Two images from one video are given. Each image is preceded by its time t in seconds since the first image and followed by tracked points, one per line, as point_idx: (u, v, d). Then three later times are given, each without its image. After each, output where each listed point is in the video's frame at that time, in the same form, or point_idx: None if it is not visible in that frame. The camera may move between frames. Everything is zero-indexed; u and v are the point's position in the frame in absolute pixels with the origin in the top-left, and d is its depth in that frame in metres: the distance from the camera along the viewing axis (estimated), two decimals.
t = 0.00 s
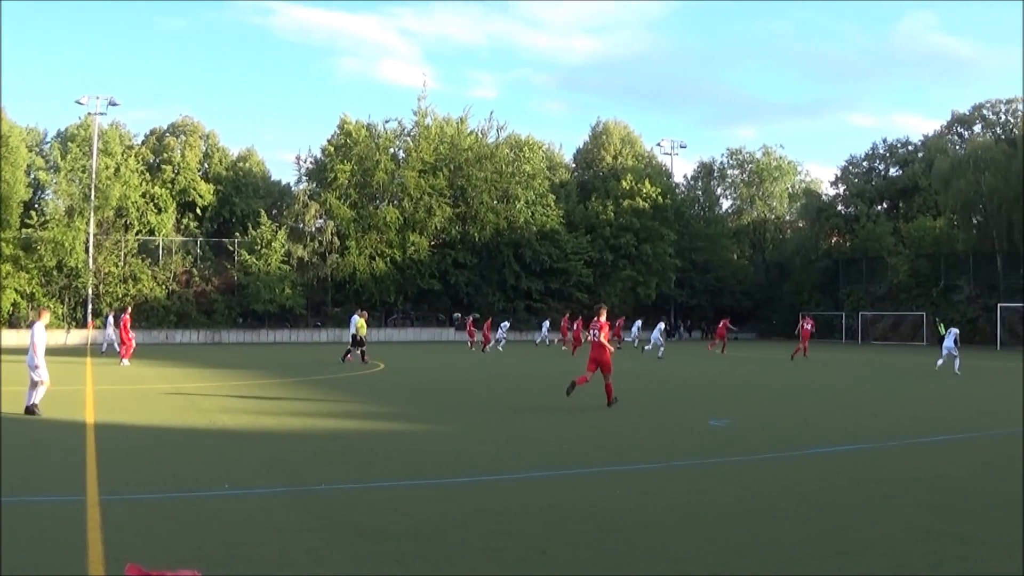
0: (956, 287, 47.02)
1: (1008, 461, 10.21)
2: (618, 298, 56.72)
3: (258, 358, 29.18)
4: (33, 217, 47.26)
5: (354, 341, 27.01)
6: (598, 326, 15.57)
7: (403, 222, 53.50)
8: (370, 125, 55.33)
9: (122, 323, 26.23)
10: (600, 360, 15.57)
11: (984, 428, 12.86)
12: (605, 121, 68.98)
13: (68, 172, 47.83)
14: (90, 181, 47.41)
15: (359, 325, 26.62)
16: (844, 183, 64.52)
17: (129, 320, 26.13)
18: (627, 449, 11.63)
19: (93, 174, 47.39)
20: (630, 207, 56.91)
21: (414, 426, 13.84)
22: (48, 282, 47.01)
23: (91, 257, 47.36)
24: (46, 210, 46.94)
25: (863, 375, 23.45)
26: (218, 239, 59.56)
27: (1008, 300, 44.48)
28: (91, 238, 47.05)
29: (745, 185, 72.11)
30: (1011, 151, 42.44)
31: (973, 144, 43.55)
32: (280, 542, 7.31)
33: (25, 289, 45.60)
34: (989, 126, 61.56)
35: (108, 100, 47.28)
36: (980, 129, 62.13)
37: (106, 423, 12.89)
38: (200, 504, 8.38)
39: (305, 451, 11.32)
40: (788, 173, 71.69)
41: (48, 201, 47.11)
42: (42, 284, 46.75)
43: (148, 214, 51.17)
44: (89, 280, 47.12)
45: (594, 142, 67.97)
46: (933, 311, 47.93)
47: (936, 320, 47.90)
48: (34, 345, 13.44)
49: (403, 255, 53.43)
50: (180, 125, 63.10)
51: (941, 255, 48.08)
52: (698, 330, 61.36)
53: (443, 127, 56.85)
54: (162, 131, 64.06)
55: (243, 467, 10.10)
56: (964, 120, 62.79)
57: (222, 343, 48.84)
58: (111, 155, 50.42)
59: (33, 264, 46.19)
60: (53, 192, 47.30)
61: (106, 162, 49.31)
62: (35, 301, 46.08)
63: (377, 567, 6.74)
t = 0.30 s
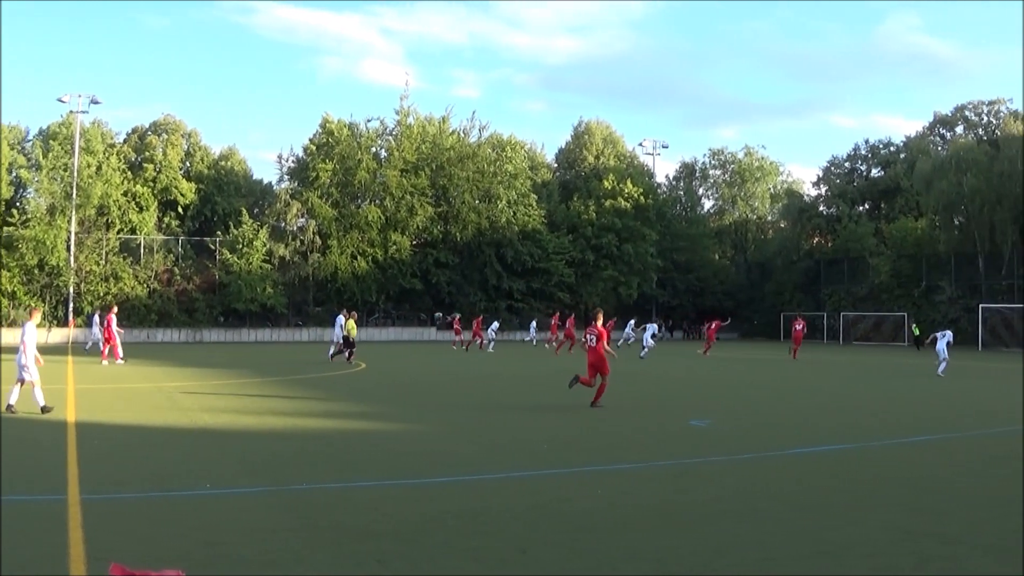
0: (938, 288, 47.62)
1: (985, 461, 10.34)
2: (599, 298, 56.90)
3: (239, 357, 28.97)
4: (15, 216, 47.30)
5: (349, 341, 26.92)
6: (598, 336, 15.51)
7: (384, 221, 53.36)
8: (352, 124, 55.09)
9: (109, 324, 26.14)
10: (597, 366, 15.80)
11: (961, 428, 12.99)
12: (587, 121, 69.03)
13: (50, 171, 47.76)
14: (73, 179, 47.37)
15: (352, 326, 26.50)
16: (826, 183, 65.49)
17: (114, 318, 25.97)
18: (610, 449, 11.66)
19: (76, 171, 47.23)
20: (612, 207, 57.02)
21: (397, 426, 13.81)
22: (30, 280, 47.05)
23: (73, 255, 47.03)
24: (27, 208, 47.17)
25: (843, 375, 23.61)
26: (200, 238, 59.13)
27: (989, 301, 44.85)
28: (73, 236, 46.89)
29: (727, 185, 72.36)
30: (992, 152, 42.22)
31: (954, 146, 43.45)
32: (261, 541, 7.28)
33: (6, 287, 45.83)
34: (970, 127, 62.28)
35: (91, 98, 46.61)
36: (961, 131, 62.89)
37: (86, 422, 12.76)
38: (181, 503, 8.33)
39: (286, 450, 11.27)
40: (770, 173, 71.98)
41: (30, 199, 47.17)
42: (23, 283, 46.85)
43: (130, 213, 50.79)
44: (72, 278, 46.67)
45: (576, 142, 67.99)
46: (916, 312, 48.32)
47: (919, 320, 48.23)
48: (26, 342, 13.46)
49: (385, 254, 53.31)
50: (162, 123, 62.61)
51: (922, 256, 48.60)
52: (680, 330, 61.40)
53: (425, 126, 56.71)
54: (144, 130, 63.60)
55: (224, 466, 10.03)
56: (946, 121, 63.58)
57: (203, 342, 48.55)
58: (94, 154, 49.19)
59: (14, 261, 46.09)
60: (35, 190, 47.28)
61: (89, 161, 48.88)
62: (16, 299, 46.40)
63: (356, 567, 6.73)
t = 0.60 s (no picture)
0: (915, 288, 48.02)
1: (959, 461, 10.47)
2: (576, 298, 57.00)
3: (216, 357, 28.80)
4: None
5: (335, 341, 26.92)
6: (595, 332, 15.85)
7: (361, 220, 53.21)
8: (329, 123, 54.91)
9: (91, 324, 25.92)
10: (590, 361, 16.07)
11: (936, 428, 13.14)
12: (565, 121, 69.17)
13: (27, 169, 47.42)
14: (49, 177, 47.08)
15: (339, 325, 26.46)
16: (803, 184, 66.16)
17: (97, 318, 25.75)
18: (589, 449, 11.71)
19: (53, 170, 46.98)
20: (589, 207, 57.12)
21: (377, 426, 13.77)
22: (6, 280, 46.68)
23: (50, 255, 46.75)
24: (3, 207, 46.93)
25: (819, 376, 23.80)
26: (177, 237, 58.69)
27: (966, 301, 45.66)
28: (49, 235, 46.77)
29: (704, 185, 72.71)
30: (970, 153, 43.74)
31: (931, 147, 44.67)
32: (238, 541, 7.26)
33: None
34: (947, 128, 63.11)
35: (67, 96, 46.14)
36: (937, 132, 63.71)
37: (62, 422, 12.63)
38: (157, 503, 8.28)
39: (263, 450, 11.21)
40: (747, 174, 72.43)
41: (6, 198, 46.87)
42: None
43: (107, 211, 50.43)
44: (49, 277, 46.25)
45: (554, 142, 68.15)
46: (893, 312, 48.61)
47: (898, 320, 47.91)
48: (19, 343, 13.37)
49: (362, 254, 53.18)
50: (139, 122, 62.03)
51: (899, 256, 48.82)
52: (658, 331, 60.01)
53: (402, 125, 56.65)
54: (121, 128, 63.03)
55: (201, 467, 9.97)
56: (922, 123, 64.29)
57: (180, 342, 48.21)
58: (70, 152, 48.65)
59: None
60: (11, 188, 46.89)
61: (64, 159, 48.52)
62: None
63: (332, 567, 6.73)
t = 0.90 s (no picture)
0: (896, 290, 47.84)
1: (936, 462, 10.61)
2: (557, 298, 56.99)
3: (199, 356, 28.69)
4: None
5: (330, 340, 26.90)
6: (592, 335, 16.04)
7: (343, 220, 53.09)
8: (311, 123, 54.74)
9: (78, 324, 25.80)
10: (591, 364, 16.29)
11: (913, 429, 13.30)
12: (547, 122, 69.27)
13: (6, 169, 47.15)
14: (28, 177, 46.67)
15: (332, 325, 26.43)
16: (785, 185, 66.65)
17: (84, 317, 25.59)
18: (574, 449, 11.80)
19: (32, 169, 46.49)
20: (571, 208, 57.16)
21: (361, 426, 13.78)
22: None
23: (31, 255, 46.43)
24: None
25: (800, 377, 24.01)
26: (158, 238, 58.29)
27: (948, 302, 46.03)
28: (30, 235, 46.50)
29: (686, 186, 72.96)
30: (951, 155, 45.26)
31: (913, 148, 46.18)
32: (221, 542, 7.25)
33: None
34: (928, 130, 63.67)
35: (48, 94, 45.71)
36: (919, 133, 64.26)
37: (43, 422, 12.56)
38: (140, 504, 8.25)
39: (246, 450, 11.19)
40: (729, 175, 72.70)
41: None
42: None
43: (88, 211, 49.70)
44: (29, 277, 45.86)
45: (536, 142, 68.25)
46: (873, 313, 48.54)
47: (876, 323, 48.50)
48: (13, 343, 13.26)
49: (343, 254, 53.09)
50: (120, 121, 61.56)
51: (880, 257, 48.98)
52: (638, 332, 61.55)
53: (384, 125, 56.57)
54: (103, 128, 62.56)
55: (184, 467, 9.94)
56: (904, 124, 64.84)
57: (161, 342, 47.91)
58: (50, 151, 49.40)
59: None
60: None
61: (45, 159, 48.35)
62: None
63: (315, 567, 6.73)
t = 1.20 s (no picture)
0: (879, 290, 47.78)
1: (913, 462, 10.75)
2: (540, 299, 56.97)
3: (181, 357, 28.59)
4: None
5: (325, 341, 26.87)
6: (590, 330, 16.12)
7: (326, 220, 52.94)
8: (294, 123, 54.53)
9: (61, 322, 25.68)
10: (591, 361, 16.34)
11: (890, 429, 13.47)
12: (531, 122, 69.32)
13: None
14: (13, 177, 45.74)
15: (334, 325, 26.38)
16: (768, 186, 67.22)
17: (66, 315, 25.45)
18: (557, 449, 11.87)
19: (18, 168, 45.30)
20: (555, 208, 57.17)
21: (344, 426, 13.80)
22: None
23: (14, 255, 45.85)
24: None
25: (782, 377, 24.23)
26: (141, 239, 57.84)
27: (930, 303, 45.81)
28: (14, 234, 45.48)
29: (670, 187, 73.18)
30: (934, 156, 46.44)
31: (898, 149, 47.40)
32: (204, 542, 7.24)
33: None
34: (911, 131, 64.23)
35: (31, 94, 45.24)
36: (902, 135, 64.81)
37: (24, 422, 12.47)
38: (122, 505, 8.21)
39: (229, 451, 11.17)
40: (712, 176, 72.90)
41: None
42: None
43: (72, 211, 49.72)
44: (12, 277, 45.45)
45: (519, 143, 68.29)
46: (858, 313, 48.42)
47: (859, 324, 48.46)
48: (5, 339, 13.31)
49: (327, 254, 52.93)
50: (103, 121, 61.11)
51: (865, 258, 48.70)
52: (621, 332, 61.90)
53: (368, 126, 56.43)
54: (85, 128, 62.07)
55: (167, 467, 9.91)
56: (887, 125, 65.38)
57: (144, 342, 47.61)
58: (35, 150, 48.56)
59: None
60: None
61: (31, 158, 47.02)
62: None
63: (298, 568, 6.75)
